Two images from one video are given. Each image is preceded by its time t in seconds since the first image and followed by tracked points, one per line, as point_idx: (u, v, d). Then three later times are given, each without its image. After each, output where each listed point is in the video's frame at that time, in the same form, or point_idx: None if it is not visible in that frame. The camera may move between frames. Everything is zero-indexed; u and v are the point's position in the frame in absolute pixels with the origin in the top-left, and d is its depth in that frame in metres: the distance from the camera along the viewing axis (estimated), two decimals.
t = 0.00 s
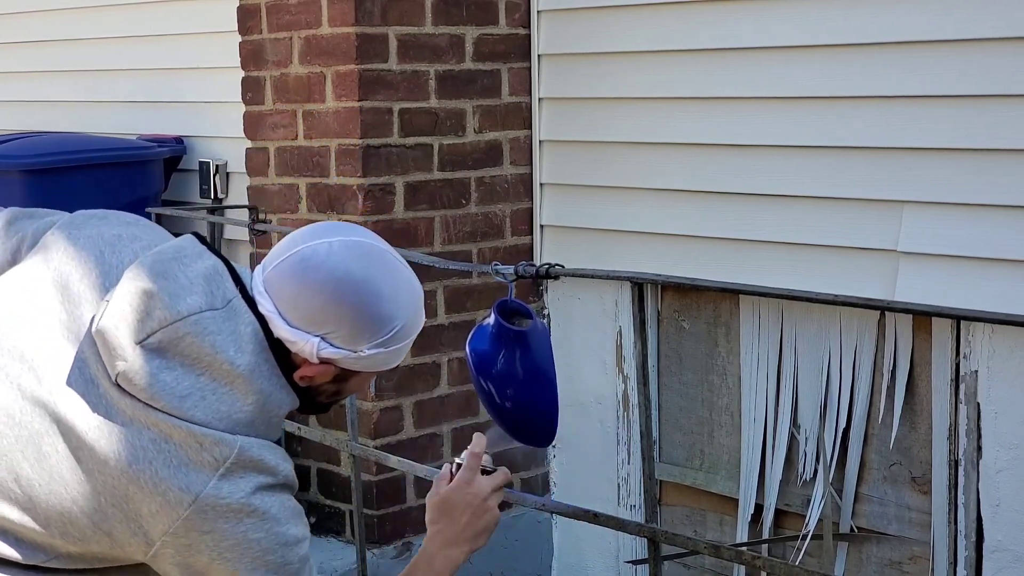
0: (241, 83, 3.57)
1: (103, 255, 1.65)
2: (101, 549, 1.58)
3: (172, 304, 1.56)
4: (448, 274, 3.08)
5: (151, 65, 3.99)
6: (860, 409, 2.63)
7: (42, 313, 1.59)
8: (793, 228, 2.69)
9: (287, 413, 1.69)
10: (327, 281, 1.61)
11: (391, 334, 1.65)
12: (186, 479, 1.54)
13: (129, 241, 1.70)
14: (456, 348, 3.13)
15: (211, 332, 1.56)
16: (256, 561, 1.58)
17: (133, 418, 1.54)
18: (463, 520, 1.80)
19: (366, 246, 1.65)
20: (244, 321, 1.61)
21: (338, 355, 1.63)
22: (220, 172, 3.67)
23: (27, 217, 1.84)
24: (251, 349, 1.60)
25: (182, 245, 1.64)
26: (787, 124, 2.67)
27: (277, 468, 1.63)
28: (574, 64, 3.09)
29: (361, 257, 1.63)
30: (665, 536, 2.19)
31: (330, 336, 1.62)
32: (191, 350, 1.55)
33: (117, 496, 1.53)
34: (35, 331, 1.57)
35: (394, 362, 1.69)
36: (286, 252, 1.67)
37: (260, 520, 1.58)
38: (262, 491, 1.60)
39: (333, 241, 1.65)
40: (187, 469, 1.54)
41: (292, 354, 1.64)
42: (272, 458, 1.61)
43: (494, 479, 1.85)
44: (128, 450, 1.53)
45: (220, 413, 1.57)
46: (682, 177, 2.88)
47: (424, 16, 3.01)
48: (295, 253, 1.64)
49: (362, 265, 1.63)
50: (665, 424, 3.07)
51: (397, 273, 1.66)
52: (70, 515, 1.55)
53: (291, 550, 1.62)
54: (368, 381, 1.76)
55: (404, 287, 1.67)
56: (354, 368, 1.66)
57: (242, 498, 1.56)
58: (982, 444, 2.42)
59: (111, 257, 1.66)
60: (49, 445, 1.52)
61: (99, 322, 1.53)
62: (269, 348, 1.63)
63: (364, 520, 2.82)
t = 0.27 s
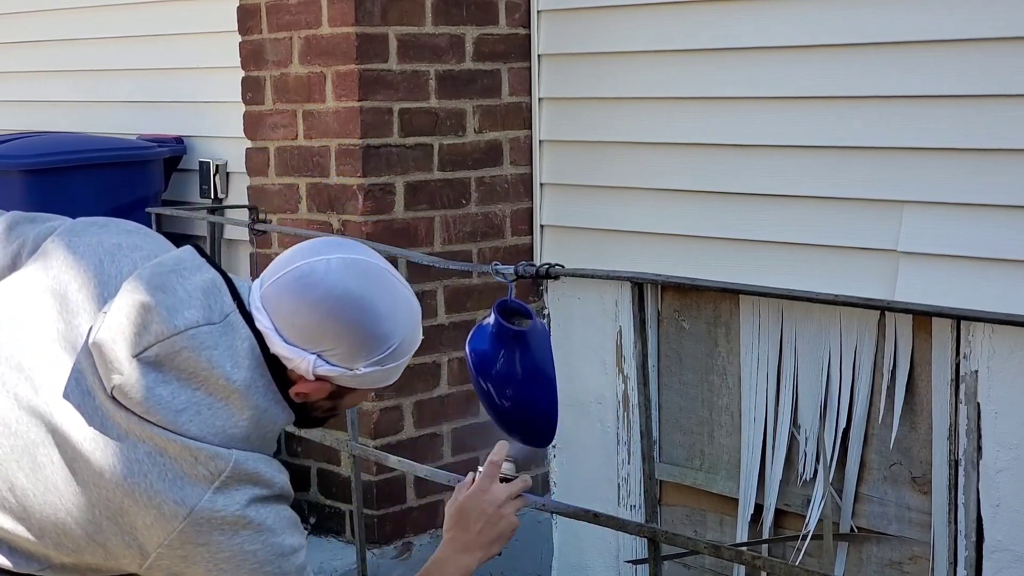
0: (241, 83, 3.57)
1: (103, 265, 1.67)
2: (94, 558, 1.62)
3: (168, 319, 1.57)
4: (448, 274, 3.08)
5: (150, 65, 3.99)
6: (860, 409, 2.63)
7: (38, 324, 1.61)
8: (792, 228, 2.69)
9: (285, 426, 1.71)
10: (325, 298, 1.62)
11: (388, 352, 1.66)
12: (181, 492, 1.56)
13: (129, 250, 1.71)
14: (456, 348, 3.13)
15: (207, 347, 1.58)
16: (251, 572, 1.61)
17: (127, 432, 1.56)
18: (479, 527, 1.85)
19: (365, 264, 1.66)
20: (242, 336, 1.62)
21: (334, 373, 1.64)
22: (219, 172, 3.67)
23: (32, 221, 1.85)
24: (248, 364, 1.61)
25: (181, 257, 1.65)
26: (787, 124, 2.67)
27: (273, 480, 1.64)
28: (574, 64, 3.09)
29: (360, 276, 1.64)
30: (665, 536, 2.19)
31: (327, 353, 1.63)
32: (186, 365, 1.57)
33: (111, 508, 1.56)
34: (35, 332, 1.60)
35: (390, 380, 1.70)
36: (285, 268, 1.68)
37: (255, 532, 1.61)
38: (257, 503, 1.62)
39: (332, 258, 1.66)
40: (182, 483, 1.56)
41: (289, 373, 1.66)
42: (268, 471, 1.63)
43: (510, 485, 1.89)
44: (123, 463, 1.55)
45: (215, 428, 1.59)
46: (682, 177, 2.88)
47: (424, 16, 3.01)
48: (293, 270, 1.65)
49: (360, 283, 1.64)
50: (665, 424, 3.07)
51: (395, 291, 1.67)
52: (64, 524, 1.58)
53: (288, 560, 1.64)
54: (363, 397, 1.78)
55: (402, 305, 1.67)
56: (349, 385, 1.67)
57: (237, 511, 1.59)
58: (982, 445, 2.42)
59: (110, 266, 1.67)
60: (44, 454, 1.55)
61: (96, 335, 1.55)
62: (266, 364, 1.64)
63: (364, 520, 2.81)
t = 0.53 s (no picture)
0: (240, 83, 3.57)
1: (102, 270, 1.69)
2: (91, 562, 1.63)
3: (166, 326, 1.58)
4: (448, 274, 3.08)
5: (150, 65, 3.99)
6: (860, 409, 2.63)
7: (36, 329, 1.62)
8: (793, 228, 2.69)
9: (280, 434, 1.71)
10: (322, 306, 1.62)
11: (385, 361, 1.66)
12: (178, 499, 1.57)
13: (128, 255, 1.73)
14: (456, 348, 3.13)
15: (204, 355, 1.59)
16: None
17: (123, 439, 1.57)
18: (513, 541, 1.88)
19: (363, 273, 1.66)
20: (239, 344, 1.63)
21: (331, 381, 1.64)
22: (219, 172, 3.67)
23: (30, 221, 1.86)
24: (244, 372, 1.62)
25: (179, 262, 1.67)
26: (787, 125, 2.67)
27: (269, 486, 1.65)
28: (574, 65, 3.09)
29: (358, 284, 1.64)
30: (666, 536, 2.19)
31: (324, 362, 1.64)
32: (183, 372, 1.58)
33: (107, 514, 1.56)
34: (35, 332, 1.62)
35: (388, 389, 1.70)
36: (283, 276, 1.68)
37: (251, 539, 1.61)
38: (253, 509, 1.63)
39: (330, 266, 1.66)
40: (178, 489, 1.57)
41: (286, 382, 1.66)
42: (265, 477, 1.63)
43: (565, 510, 1.90)
44: (121, 468, 1.56)
45: (212, 435, 1.59)
46: (682, 177, 2.88)
47: (425, 16, 3.01)
48: (292, 278, 1.65)
49: (357, 292, 1.63)
50: (665, 424, 3.07)
51: (393, 300, 1.67)
52: (59, 530, 1.59)
53: (282, 565, 1.65)
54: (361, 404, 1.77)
55: (400, 314, 1.68)
56: (346, 393, 1.67)
57: (233, 518, 1.59)
58: (982, 444, 2.42)
59: (109, 270, 1.69)
60: (41, 460, 1.57)
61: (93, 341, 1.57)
62: (264, 372, 1.64)
63: (364, 520, 2.81)
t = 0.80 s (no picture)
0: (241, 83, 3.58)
1: (92, 270, 1.68)
2: (87, 565, 1.62)
3: (157, 325, 1.58)
4: (448, 274, 3.08)
5: (150, 65, 3.99)
6: (860, 409, 2.63)
7: (23, 329, 1.60)
8: (793, 228, 2.69)
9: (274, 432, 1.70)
10: (313, 301, 1.62)
11: (377, 355, 1.66)
12: (171, 499, 1.57)
13: (117, 255, 1.72)
14: (456, 348, 3.13)
15: (196, 353, 1.58)
16: None
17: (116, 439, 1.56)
18: (466, 536, 1.89)
19: (352, 266, 1.65)
20: (230, 341, 1.63)
21: (325, 376, 1.64)
22: (219, 172, 3.67)
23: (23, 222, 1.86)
24: (237, 369, 1.62)
25: (169, 262, 1.66)
26: (787, 124, 2.67)
27: (262, 485, 1.64)
28: (574, 66, 3.09)
29: (346, 278, 1.63)
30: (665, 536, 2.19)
31: (317, 357, 1.63)
32: (176, 371, 1.58)
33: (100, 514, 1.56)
34: (24, 333, 1.60)
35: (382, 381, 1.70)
36: (272, 270, 1.67)
37: (245, 539, 1.60)
38: (246, 509, 1.62)
39: (319, 260, 1.65)
40: (171, 490, 1.57)
41: (279, 377, 1.65)
42: (258, 477, 1.63)
43: (504, 500, 1.92)
44: (113, 469, 1.56)
45: (205, 433, 1.59)
46: (682, 177, 2.88)
47: (424, 16, 3.00)
48: (281, 273, 1.65)
49: (347, 286, 1.63)
50: (665, 424, 3.07)
51: (384, 292, 1.66)
52: (51, 531, 1.58)
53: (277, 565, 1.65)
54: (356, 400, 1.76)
55: (391, 306, 1.67)
56: (340, 387, 1.68)
57: (226, 518, 1.58)
58: (982, 444, 2.42)
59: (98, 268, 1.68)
60: (33, 460, 1.56)
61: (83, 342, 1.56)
62: (256, 369, 1.64)
63: (364, 520, 2.81)
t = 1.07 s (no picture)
0: (240, 83, 3.57)
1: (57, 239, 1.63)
2: (68, 543, 1.56)
3: (124, 280, 1.53)
4: (447, 274, 3.08)
5: (150, 65, 3.99)
6: (860, 409, 2.63)
7: None
8: (793, 228, 2.69)
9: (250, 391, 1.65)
10: (276, 228, 1.59)
11: (351, 269, 1.63)
12: (145, 463, 1.51)
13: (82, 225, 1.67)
14: (456, 348, 3.13)
15: (166, 303, 1.54)
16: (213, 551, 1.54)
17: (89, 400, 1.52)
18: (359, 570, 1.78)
19: (306, 187, 1.62)
20: (200, 292, 1.58)
21: (306, 302, 1.60)
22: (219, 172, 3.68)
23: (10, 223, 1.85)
24: (209, 320, 1.57)
25: (131, 224, 1.62)
26: (787, 124, 2.67)
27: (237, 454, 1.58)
28: (574, 65, 3.09)
29: (305, 201, 1.60)
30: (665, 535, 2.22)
31: (294, 283, 1.59)
32: (147, 323, 1.53)
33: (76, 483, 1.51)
34: None
35: (365, 296, 1.67)
36: (228, 211, 1.63)
37: (219, 512, 1.54)
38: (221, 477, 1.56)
39: (272, 187, 1.62)
40: (145, 453, 1.51)
41: (260, 313, 1.62)
42: (232, 447, 1.57)
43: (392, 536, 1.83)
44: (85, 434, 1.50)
45: (180, 386, 1.54)
46: (682, 177, 2.88)
47: (424, 16, 3.00)
48: (238, 210, 1.61)
49: (307, 206, 1.60)
50: (665, 424, 3.07)
51: (345, 206, 1.64)
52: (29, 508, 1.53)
53: (245, 543, 1.58)
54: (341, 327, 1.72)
55: (353, 219, 1.64)
56: (324, 312, 1.64)
57: (201, 484, 1.52)
58: (982, 444, 2.43)
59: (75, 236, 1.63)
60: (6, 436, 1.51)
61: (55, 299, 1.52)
62: (227, 317, 1.60)
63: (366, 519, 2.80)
